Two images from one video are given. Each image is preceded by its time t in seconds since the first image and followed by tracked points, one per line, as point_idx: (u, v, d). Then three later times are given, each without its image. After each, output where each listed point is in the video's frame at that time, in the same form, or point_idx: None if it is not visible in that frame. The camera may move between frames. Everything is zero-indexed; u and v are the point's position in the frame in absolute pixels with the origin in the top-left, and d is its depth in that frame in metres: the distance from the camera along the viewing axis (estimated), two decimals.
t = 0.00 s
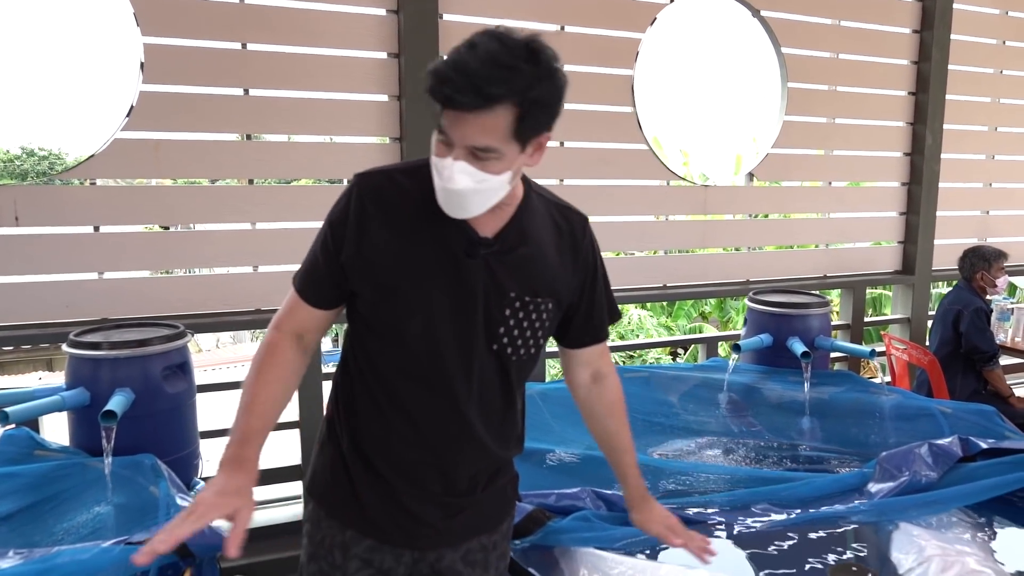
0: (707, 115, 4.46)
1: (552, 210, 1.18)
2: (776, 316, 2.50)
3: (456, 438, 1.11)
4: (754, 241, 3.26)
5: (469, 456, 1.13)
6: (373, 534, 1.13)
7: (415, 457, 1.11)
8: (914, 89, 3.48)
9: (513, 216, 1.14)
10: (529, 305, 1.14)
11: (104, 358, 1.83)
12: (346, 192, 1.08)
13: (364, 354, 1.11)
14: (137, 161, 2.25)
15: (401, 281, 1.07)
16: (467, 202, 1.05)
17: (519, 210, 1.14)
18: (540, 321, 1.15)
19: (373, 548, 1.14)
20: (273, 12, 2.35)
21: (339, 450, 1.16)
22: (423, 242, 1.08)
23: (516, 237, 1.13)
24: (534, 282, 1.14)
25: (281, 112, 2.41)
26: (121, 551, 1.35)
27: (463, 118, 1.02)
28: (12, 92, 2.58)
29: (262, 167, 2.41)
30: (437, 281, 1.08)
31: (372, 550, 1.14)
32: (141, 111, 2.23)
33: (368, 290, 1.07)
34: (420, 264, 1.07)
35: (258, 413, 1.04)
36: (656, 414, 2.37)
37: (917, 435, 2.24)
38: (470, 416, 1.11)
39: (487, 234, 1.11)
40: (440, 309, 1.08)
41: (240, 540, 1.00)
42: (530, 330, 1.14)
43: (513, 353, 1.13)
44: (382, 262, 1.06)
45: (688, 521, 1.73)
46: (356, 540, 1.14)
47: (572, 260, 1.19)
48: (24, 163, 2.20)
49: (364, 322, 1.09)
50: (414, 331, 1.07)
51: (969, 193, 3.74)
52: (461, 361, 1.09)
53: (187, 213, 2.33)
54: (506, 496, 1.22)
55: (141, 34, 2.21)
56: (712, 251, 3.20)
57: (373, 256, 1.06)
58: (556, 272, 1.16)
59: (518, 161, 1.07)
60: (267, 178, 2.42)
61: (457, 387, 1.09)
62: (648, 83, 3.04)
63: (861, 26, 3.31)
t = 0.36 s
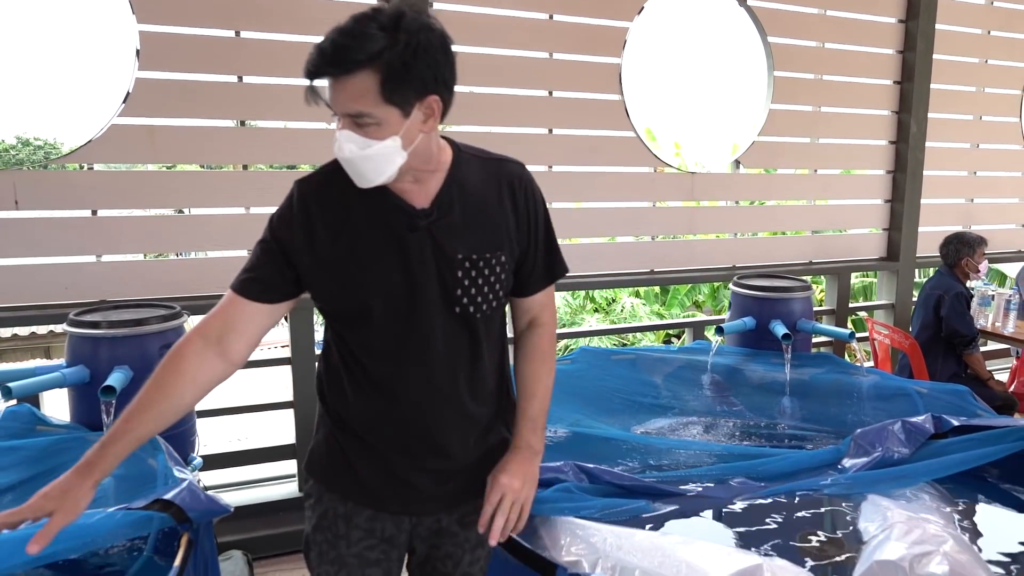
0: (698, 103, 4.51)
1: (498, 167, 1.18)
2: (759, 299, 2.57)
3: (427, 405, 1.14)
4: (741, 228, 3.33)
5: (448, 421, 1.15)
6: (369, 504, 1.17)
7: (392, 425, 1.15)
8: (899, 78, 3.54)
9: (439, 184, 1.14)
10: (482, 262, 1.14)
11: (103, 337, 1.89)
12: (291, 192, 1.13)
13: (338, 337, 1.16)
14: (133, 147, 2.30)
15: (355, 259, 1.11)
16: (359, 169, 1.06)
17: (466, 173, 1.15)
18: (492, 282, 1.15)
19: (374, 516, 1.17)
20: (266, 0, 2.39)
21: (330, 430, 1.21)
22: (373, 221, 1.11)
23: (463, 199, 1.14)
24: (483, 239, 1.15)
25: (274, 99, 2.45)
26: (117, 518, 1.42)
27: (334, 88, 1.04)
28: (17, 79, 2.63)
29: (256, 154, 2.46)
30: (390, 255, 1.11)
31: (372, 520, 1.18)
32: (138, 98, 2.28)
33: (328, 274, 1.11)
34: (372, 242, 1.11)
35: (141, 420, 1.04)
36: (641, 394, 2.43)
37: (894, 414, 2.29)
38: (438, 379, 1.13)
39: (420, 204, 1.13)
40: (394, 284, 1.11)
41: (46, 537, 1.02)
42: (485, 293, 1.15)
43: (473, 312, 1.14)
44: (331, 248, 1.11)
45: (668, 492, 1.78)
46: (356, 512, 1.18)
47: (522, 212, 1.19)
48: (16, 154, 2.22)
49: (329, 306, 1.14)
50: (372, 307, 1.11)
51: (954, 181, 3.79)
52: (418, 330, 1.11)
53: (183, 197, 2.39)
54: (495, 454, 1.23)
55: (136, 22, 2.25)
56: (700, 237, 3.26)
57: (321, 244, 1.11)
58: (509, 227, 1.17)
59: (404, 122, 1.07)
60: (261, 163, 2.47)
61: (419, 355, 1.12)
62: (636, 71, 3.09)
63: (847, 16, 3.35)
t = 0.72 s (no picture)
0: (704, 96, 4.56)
1: (478, 151, 1.29)
2: (763, 289, 2.63)
3: (443, 382, 1.21)
4: (746, 219, 3.39)
5: (464, 395, 1.22)
6: (400, 488, 1.23)
7: (414, 409, 1.21)
8: (903, 71, 3.58)
9: (437, 172, 1.22)
10: (482, 241, 1.23)
11: (131, 325, 1.97)
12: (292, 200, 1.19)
13: (351, 332, 1.22)
14: (156, 142, 2.38)
15: (366, 253, 1.17)
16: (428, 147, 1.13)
17: (451, 162, 1.25)
18: (491, 258, 1.24)
19: (405, 498, 1.23)
20: None
21: (350, 422, 1.26)
22: (380, 215, 1.18)
23: (457, 185, 1.23)
24: (479, 220, 1.24)
25: (291, 94, 2.52)
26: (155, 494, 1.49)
27: (396, 72, 1.10)
28: (41, 75, 2.71)
29: (274, 148, 2.53)
30: (399, 246, 1.18)
31: (404, 502, 1.24)
32: (160, 93, 2.35)
33: (341, 270, 1.18)
34: (381, 236, 1.18)
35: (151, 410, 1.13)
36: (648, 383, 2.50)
37: (895, 400, 2.35)
38: (454, 356, 1.21)
39: (420, 192, 1.20)
40: (403, 271, 1.18)
41: (65, 515, 1.13)
42: (486, 268, 1.23)
43: (480, 288, 1.23)
44: (337, 245, 1.17)
45: (675, 474, 1.83)
46: (387, 497, 1.24)
47: (506, 191, 1.29)
48: (24, 145, 2.29)
49: (342, 301, 1.20)
50: (387, 297, 1.17)
51: (957, 173, 3.84)
52: (428, 311, 1.19)
53: (204, 190, 2.46)
54: (509, 422, 1.32)
55: (159, 20, 2.32)
56: (705, 228, 3.32)
57: (326, 242, 1.17)
58: (499, 207, 1.27)
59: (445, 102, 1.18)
60: (280, 157, 2.54)
61: (432, 334, 1.19)
62: (643, 65, 3.15)
63: (851, 10, 3.40)
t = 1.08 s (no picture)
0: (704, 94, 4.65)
1: (473, 155, 1.41)
2: (759, 281, 2.72)
3: (460, 362, 1.29)
4: (743, 214, 3.49)
5: (476, 374, 1.32)
6: (418, 465, 1.29)
7: (433, 388, 1.28)
8: (896, 70, 3.68)
9: (449, 169, 1.33)
10: (491, 232, 1.34)
11: (154, 315, 2.06)
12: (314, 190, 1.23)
13: (369, 316, 1.28)
14: (175, 139, 2.47)
15: (386, 241, 1.24)
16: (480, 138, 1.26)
17: (460, 163, 1.36)
18: (498, 248, 1.35)
19: (421, 475, 1.30)
20: None
21: (366, 405, 1.31)
22: (399, 205, 1.25)
23: (463, 182, 1.33)
24: (487, 214, 1.34)
25: (304, 93, 2.61)
26: (181, 472, 1.59)
27: (465, 68, 1.23)
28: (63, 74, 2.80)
29: (288, 145, 2.62)
30: (419, 235, 1.25)
31: (421, 478, 1.30)
32: (178, 93, 2.44)
33: (363, 256, 1.23)
34: (400, 225, 1.25)
35: (180, 391, 1.13)
36: (649, 372, 2.61)
37: (885, 387, 2.45)
38: (468, 338, 1.30)
39: (438, 186, 1.30)
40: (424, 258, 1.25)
41: (102, 495, 1.11)
42: (493, 257, 1.34)
43: (489, 275, 1.33)
44: (361, 233, 1.23)
45: (673, 456, 1.95)
46: (405, 474, 1.29)
47: (504, 192, 1.43)
48: (24, 139, 2.41)
49: (362, 286, 1.25)
50: (409, 282, 1.24)
51: (949, 169, 3.93)
52: (447, 295, 1.27)
53: (221, 186, 2.56)
54: (507, 402, 1.43)
55: (177, 22, 2.41)
56: (704, 223, 3.42)
57: (351, 230, 1.22)
58: (499, 203, 1.39)
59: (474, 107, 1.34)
60: (294, 154, 2.64)
61: (450, 317, 1.28)
62: (644, 63, 3.23)
63: (846, 10, 3.49)
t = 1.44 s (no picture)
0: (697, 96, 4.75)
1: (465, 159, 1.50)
2: (748, 278, 2.83)
3: (457, 353, 1.39)
4: (733, 213, 3.59)
5: (470, 363, 1.42)
6: (418, 446, 1.38)
7: (433, 376, 1.38)
8: (883, 74, 3.79)
9: (449, 171, 1.42)
10: (485, 231, 1.44)
11: (167, 309, 2.16)
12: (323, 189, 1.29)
13: (373, 308, 1.35)
14: (185, 140, 2.57)
15: (391, 238, 1.31)
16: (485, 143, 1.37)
17: (457, 167, 1.45)
18: (491, 246, 1.45)
19: (421, 456, 1.40)
20: (302, 6, 2.64)
21: (369, 391, 1.39)
22: (402, 205, 1.33)
23: (459, 184, 1.43)
24: (482, 214, 1.44)
25: (309, 96, 2.71)
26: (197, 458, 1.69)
27: (473, 78, 1.34)
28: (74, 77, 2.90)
29: (293, 146, 2.72)
30: (422, 233, 1.33)
31: (420, 459, 1.40)
32: (188, 96, 2.54)
33: (370, 253, 1.30)
34: (405, 223, 1.32)
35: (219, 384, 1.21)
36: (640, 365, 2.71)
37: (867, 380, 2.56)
38: (465, 329, 1.40)
39: (440, 188, 1.39)
40: (427, 255, 1.34)
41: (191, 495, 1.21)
42: (486, 255, 1.44)
43: (483, 271, 1.43)
44: (369, 230, 1.30)
45: (662, 443, 2.05)
46: (406, 455, 1.39)
47: (495, 193, 1.53)
48: (20, 137, 2.51)
49: (367, 280, 1.33)
50: (413, 277, 1.33)
51: (934, 170, 4.04)
52: (447, 290, 1.36)
53: (228, 186, 2.66)
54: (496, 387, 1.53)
55: (187, 27, 2.50)
56: (695, 222, 3.52)
57: (359, 227, 1.29)
58: (491, 203, 1.48)
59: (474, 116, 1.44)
60: (298, 155, 2.74)
61: (450, 311, 1.37)
62: (638, 67, 3.34)
63: (834, 15, 3.59)
